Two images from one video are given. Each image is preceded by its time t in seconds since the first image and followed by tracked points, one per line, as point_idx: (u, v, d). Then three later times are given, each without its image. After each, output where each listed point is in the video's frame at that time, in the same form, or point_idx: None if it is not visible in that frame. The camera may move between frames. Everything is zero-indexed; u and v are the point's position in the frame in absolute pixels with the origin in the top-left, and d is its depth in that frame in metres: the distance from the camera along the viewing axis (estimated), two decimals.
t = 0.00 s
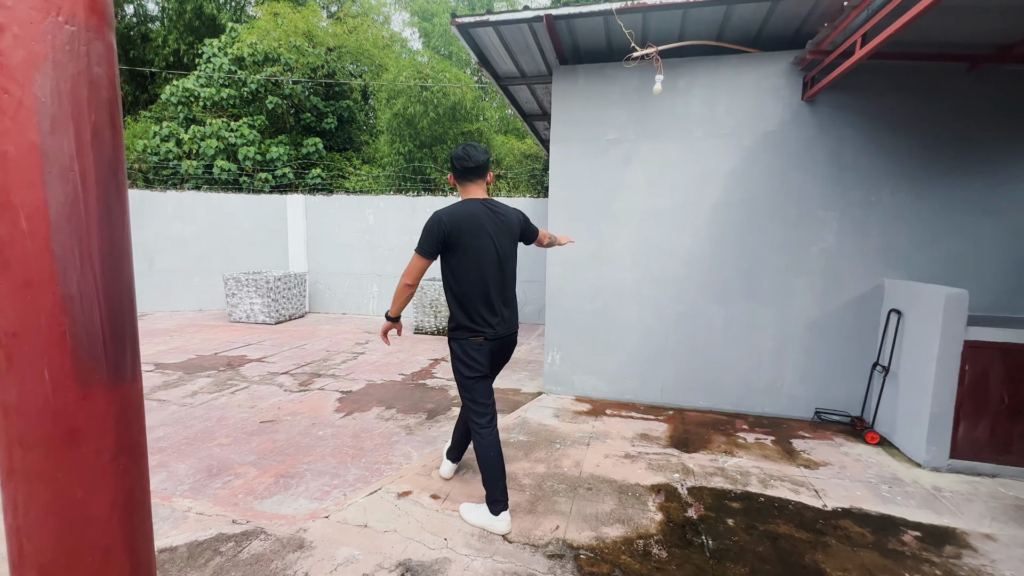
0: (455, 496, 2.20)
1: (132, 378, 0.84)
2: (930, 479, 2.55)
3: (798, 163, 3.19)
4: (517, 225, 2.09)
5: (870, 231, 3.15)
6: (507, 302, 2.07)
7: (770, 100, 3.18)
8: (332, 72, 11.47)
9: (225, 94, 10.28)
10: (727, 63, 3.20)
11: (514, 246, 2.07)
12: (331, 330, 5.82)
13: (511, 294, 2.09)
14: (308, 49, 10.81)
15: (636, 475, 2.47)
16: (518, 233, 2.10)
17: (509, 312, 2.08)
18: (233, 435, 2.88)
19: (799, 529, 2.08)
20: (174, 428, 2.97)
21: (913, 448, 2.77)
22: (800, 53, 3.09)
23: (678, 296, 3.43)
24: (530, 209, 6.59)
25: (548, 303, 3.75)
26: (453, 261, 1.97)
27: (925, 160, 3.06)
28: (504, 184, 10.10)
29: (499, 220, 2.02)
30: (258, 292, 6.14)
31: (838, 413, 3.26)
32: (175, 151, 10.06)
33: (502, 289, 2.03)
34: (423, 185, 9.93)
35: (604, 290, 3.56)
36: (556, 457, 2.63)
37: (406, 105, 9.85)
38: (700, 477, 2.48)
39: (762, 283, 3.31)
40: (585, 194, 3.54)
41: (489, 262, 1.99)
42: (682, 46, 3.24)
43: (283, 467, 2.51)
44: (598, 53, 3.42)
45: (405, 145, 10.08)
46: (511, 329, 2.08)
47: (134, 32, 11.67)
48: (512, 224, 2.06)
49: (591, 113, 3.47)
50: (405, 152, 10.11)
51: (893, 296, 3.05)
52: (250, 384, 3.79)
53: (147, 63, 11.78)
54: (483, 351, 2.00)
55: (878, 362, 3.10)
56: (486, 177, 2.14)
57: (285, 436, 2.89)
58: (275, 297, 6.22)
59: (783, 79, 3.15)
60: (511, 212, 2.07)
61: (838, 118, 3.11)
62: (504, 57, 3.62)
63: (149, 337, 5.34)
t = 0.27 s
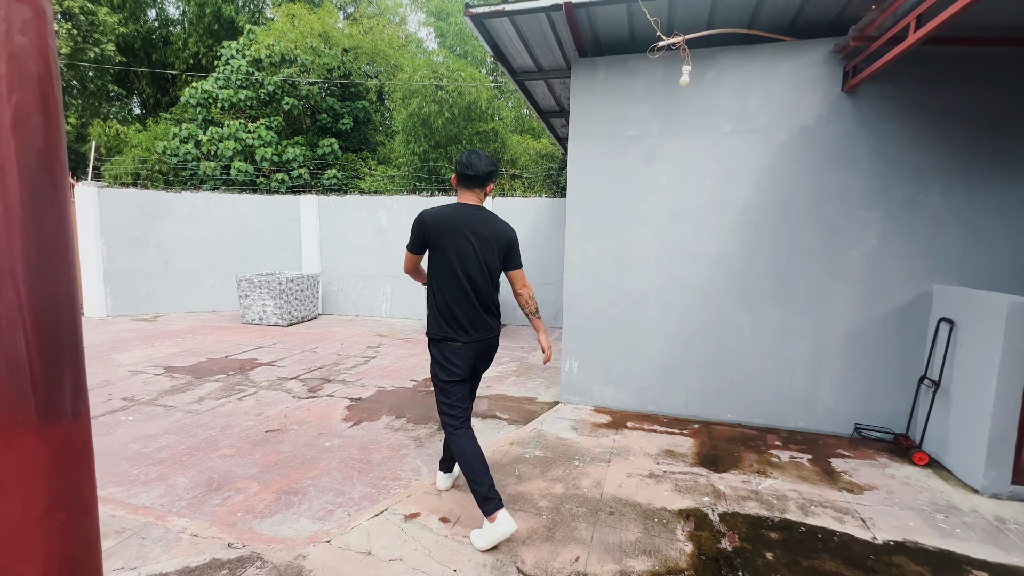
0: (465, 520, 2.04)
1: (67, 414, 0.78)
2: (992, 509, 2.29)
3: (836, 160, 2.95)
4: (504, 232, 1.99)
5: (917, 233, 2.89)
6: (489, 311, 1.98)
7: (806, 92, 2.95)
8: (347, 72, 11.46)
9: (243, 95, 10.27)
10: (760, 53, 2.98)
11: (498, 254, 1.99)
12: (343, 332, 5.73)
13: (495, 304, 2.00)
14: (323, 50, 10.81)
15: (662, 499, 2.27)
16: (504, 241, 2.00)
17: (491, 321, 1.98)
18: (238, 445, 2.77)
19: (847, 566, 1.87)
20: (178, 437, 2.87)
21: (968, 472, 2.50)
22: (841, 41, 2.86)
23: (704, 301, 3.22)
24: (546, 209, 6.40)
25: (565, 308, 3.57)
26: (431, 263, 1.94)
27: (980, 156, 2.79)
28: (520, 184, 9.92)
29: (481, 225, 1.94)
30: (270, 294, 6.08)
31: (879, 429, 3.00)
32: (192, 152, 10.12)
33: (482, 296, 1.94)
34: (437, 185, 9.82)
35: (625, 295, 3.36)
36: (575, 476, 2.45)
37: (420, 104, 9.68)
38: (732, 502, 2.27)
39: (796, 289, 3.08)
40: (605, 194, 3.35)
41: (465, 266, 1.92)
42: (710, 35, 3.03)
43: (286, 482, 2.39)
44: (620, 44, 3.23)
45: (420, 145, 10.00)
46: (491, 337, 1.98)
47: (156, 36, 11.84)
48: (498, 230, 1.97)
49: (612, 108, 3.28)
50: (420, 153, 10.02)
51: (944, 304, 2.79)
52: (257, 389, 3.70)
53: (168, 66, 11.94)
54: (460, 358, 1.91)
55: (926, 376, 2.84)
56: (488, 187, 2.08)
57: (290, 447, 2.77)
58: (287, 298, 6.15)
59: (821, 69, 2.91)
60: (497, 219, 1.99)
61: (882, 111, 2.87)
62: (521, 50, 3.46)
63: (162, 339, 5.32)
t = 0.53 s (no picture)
0: (476, 552, 1.87)
1: None
2: None
3: (876, 156, 2.73)
4: (489, 227, 2.00)
5: (965, 236, 2.66)
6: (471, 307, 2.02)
7: (843, 83, 2.74)
8: (356, 72, 11.36)
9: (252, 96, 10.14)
10: (793, 42, 2.77)
11: (480, 251, 2.01)
12: (350, 336, 5.59)
13: (478, 301, 2.02)
14: (332, 50, 10.73)
15: (691, 527, 2.07)
16: (484, 238, 2.00)
17: (471, 319, 2.02)
18: (236, 460, 2.63)
19: None
20: (174, 450, 2.74)
21: None
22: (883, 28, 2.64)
23: (730, 308, 3.01)
24: (558, 210, 6.21)
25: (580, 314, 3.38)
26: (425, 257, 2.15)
27: None
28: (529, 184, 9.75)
29: (466, 220, 2.02)
30: (275, 297, 5.96)
31: (923, 447, 2.78)
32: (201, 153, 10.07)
33: (462, 291, 2.02)
34: (446, 185, 9.67)
35: (644, 301, 3.17)
36: (594, 499, 2.27)
37: (428, 104, 9.51)
38: (768, 532, 2.07)
39: (831, 296, 2.86)
40: (624, 193, 3.16)
41: (448, 260, 2.04)
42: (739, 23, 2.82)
43: (285, 503, 2.23)
44: (641, 34, 3.02)
45: (428, 146, 9.86)
46: (468, 336, 2.01)
47: (167, 37, 11.83)
48: (483, 225, 2.00)
49: (632, 102, 3.08)
50: (428, 153, 9.88)
51: (998, 313, 2.56)
52: (260, 397, 3.56)
53: (178, 67, 11.92)
54: (438, 349, 2.03)
55: (976, 391, 2.62)
56: (484, 183, 2.12)
57: (291, 462, 2.62)
58: (293, 301, 6.03)
59: (860, 59, 2.70)
60: (482, 215, 2.01)
61: (928, 103, 2.64)
62: (534, 43, 3.29)
63: (166, 343, 5.22)
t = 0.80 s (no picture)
0: None
1: None
2: None
3: (921, 150, 2.52)
4: (451, 222, 1.93)
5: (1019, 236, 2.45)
6: (445, 308, 1.98)
7: (884, 71, 2.53)
8: (358, 70, 11.19)
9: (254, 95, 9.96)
10: (829, 27, 2.57)
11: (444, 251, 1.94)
12: (352, 339, 5.41)
13: (449, 304, 1.97)
14: (335, 48, 10.57)
15: (728, 559, 1.87)
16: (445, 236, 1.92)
17: (443, 322, 1.99)
18: (229, 476, 2.44)
19: None
20: (164, 465, 2.55)
21: None
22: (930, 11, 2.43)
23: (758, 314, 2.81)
24: (566, 209, 6.02)
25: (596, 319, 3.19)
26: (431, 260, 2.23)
27: None
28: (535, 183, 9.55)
29: (435, 218, 2.00)
30: (276, 298, 5.78)
31: (971, 467, 2.57)
32: (202, 152, 9.92)
33: (436, 291, 2.01)
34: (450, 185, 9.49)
35: (666, 305, 2.97)
36: (619, 524, 2.06)
37: (432, 102, 9.30)
38: (816, 564, 1.86)
39: (870, 301, 2.65)
40: (644, 191, 2.96)
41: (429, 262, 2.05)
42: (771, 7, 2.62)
43: (281, 527, 2.04)
44: (663, 21, 2.80)
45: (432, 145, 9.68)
46: (441, 339, 1.99)
47: (170, 36, 11.72)
48: (447, 220, 1.95)
49: (653, 93, 2.88)
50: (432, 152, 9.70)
51: None
52: (257, 406, 3.38)
53: (181, 66, 11.80)
54: (426, 348, 2.08)
55: None
56: (468, 176, 2.06)
57: (288, 479, 2.43)
58: (294, 303, 5.85)
59: (904, 44, 2.49)
60: (445, 213, 1.96)
61: (979, 92, 2.43)
62: (548, 32, 3.09)
63: (163, 346, 5.05)
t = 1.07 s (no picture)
0: None
1: None
2: None
3: (969, 146, 2.34)
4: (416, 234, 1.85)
5: None
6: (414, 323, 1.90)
7: (929, 61, 2.34)
8: (358, 68, 11.00)
9: (252, 94, 9.81)
10: (870, 13, 2.39)
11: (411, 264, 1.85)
12: (353, 345, 5.21)
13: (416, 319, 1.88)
14: (334, 46, 10.38)
15: None
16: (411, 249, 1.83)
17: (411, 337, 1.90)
18: (221, 501, 2.24)
19: None
20: (150, 487, 2.35)
21: None
22: None
23: (791, 323, 2.62)
24: (573, 210, 5.83)
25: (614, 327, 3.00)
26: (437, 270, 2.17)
27: None
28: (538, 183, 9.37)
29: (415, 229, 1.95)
30: (274, 302, 5.58)
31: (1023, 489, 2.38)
32: (199, 151, 9.71)
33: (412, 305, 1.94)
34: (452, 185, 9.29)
35: (690, 313, 2.77)
36: (649, 558, 1.87)
37: (433, 100, 9.11)
38: None
39: (913, 308, 2.46)
40: (666, 190, 2.77)
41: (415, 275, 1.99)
42: None
43: (276, 561, 1.85)
44: (687, 10, 2.59)
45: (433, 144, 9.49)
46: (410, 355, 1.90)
47: (166, 34, 11.51)
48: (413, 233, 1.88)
49: (677, 86, 2.69)
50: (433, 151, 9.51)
51: None
52: (252, 418, 3.18)
53: (178, 65, 11.59)
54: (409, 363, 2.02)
55: None
56: (442, 190, 1.92)
57: (285, 504, 2.23)
58: (292, 307, 5.65)
59: (951, 32, 2.31)
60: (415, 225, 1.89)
61: None
62: (562, 21, 2.89)
63: (156, 353, 4.85)
